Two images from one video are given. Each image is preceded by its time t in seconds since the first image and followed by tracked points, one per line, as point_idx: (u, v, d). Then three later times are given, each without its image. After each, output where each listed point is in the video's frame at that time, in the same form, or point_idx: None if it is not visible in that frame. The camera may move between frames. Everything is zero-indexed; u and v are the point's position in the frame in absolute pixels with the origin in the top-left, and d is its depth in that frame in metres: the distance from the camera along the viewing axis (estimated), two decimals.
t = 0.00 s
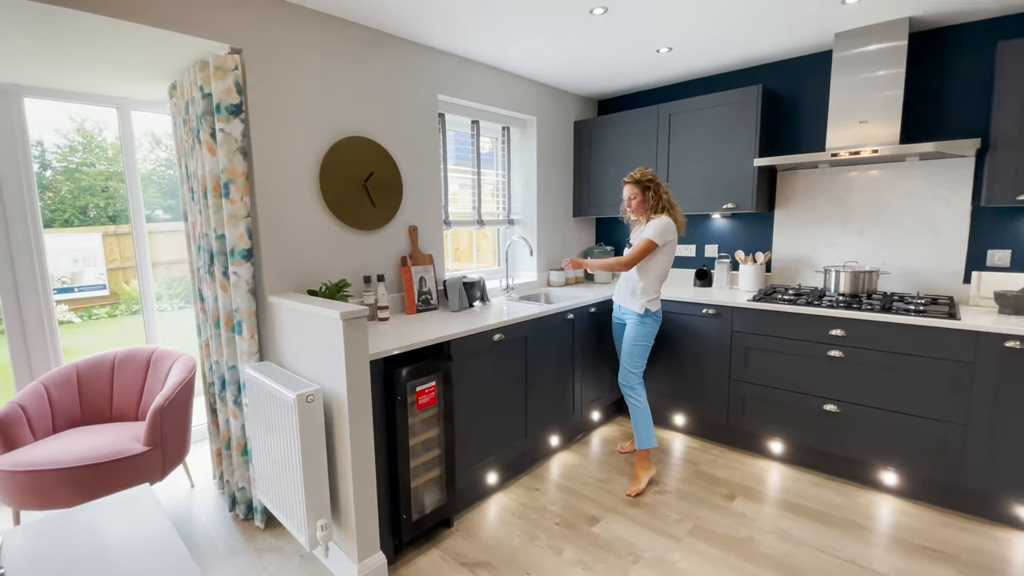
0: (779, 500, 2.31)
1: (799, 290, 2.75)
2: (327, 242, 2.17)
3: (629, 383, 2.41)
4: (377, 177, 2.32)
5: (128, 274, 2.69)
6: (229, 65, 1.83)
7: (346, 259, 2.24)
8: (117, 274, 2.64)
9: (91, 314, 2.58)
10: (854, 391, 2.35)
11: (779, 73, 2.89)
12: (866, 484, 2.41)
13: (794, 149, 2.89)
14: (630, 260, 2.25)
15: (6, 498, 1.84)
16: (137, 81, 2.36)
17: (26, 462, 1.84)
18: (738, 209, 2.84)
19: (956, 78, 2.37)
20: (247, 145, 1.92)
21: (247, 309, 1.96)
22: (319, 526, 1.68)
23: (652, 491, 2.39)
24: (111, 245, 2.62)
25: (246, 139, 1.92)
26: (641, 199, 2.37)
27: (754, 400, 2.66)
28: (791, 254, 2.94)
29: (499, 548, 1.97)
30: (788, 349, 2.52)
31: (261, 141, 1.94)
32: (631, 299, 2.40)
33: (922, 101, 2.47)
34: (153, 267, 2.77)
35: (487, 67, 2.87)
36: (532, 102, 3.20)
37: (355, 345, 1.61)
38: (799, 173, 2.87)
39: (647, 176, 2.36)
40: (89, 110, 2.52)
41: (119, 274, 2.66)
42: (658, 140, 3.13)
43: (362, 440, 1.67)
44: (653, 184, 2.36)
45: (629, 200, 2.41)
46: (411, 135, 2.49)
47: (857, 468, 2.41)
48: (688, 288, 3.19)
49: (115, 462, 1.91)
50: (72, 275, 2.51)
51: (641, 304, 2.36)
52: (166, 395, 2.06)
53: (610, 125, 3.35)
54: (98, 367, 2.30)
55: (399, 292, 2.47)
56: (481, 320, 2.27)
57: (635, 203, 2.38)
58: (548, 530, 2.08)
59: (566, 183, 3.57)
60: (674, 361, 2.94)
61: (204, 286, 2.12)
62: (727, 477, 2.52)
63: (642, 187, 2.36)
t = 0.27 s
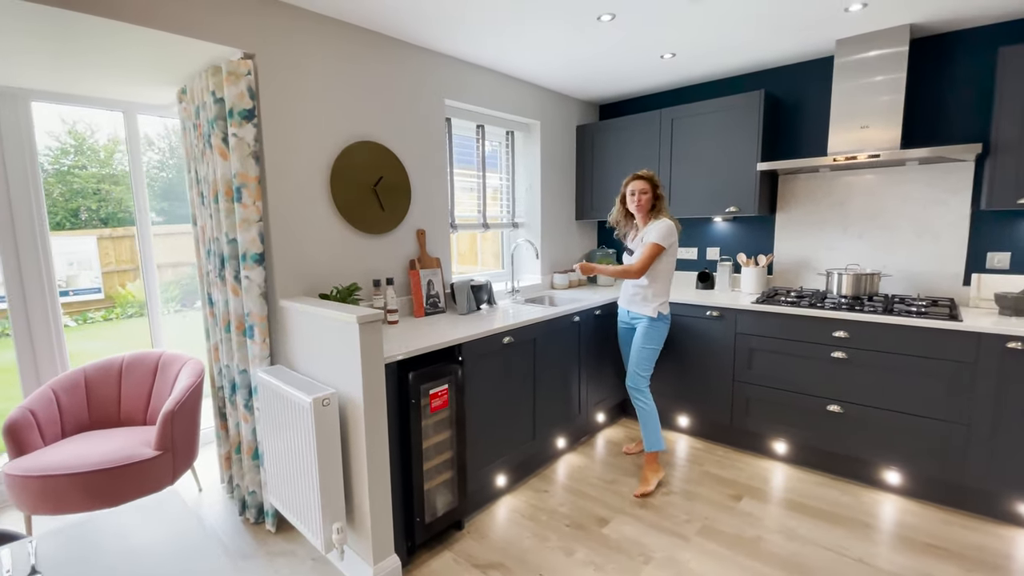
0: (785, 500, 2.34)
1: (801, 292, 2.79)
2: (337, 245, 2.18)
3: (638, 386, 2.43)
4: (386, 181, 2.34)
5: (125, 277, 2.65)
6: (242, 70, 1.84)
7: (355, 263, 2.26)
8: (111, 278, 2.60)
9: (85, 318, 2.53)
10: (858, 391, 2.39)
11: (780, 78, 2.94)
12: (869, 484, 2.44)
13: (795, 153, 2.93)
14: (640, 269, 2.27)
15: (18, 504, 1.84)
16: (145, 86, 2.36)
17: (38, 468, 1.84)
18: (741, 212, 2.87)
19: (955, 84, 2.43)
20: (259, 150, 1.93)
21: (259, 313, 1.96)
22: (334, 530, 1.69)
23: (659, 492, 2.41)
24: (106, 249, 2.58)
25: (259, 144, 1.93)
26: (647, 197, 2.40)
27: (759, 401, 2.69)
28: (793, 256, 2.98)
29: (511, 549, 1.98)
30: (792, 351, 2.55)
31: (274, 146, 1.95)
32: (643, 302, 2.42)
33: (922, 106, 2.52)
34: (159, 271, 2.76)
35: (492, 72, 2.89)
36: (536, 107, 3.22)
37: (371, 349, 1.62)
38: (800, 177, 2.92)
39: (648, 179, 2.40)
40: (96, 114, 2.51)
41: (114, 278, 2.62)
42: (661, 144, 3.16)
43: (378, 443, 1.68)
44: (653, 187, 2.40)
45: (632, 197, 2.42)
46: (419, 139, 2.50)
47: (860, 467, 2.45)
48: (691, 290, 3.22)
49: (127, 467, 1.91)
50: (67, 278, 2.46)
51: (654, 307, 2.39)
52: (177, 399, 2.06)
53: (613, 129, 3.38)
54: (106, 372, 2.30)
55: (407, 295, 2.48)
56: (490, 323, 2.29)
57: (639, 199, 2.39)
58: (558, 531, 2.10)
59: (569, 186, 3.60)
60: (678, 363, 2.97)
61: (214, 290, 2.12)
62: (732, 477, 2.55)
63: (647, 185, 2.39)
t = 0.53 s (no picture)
0: (791, 497, 2.37)
1: (803, 292, 2.83)
2: (348, 247, 2.19)
3: (654, 395, 2.38)
4: (396, 183, 2.35)
5: (121, 279, 2.61)
6: (255, 73, 1.85)
7: (366, 265, 2.27)
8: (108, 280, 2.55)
9: (82, 321, 2.50)
10: (861, 390, 2.42)
11: (782, 82, 2.98)
12: (872, 481, 2.48)
13: (797, 155, 2.97)
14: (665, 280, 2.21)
15: (30, 506, 1.84)
16: (155, 88, 2.36)
17: (50, 470, 1.84)
18: (744, 214, 2.91)
19: (955, 88, 2.47)
20: (272, 152, 1.94)
21: (272, 314, 1.97)
22: (350, 530, 1.70)
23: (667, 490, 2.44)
24: (103, 251, 2.53)
25: (272, 146, 1.94)
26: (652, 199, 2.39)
27: (763, 400, 2.73)
28: (795, 257, 3.02)
29: (523, 548, 2.00)
30: (796, 350, 2.59)
31: (287, 148, 1.96)
32: (654, 308, 2.40)
33: (922, 109, 2.57)
34: (165, 273, 2.75)
35: (498, 74, 2.92)
36: (541, 109, 3.24)
37: (387, 349, 1.64)
38: (801, 179, 2.96)
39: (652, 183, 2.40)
40: (104, 116, 2.51)
41: (109, 279, 2.57)
42: (664, 146, 3.19)
43: (393, 443, 1.69)
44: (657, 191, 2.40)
45: (636, 199, 2.40)
46: (427, 142, 2.52)
47: (863, 465, 2.49)
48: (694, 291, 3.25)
49: (139, 468, 1.91)
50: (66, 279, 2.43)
51: (665, 313, 2.38)
52: (188, 401, 2.06)
53: (617, 131, 3.41)
54: (115, 373, 2.30)
55: (416, 296, 2.49)
56: (500, 324, 2.31)
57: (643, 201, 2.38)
58: (569, 530, 2.12)
59: (572, 188, 3.62)
60: (683, 363, 3.00)
61: (225, 291, 2.12)
62: (738, 475, 2.58)
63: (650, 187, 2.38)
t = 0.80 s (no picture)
0: (794, 492, 2.41)
1: (805, 290, 2.86)
2: (357, 246, 2.20)
3: (658, 408, 2.27)
4: (403, 183, 2.37)
5: (118, 280, 2.56)
6: (266, 73, 1.86)
7: (374, 264, 2.28)
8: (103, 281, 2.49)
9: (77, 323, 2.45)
10: (863, 386, 2.46)
11: (783, 82, 3.02)
12: (874, 475, 2.52)
13: (798, 155, 3.01)
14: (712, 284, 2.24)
15: (41, 505, 1.84)
16: (162, 88, 2.36)
17: (61, 469, 1.84)
18: (746, 213, 2.95)
19: (953, 89, 2.52)
20: (282, 152, 1.96)
21: (282, 313, 1.98)
22: (363, 526, 1.72)
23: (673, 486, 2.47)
24: (99, 252, 2.49)
25: (282, 146, 1.95)
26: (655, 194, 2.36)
27: (765, 396, 2.76)
28: (796, 255, 3.06)
29: (532, 543, 2.02)
30: (798, 347, 2.62)
31: (296, 148, 1.97)
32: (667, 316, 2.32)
33: (921, 109, 2.61)
34: (171, 273, 2.75)
35: (503, 74, 2.93)
36: (544, 109, 3.27)
37: (400, 347, 1.65)
38: (802, 179, 3.00)
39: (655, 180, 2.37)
40: (110, 116, 2.51)
41: (105, 280, 2.52)
42: (667, 146, 3.23)
43: (406, 440, 1.71)
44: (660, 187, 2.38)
45: (639, 193, 2.35)
46: (433, 141, 2.54)
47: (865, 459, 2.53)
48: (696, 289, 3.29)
49: (150, 467, 1.92)
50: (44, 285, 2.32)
51: (681, 322, 2.30)
52: (197, 399, 2.07)
53: (619, 131, 3.43)
54: (122, 373, 2.30)
55: (423, 295, 2.51)
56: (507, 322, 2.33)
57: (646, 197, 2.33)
58: (577, 525, 2.14)
59: (575, 187, 3.65)
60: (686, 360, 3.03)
61: (234, 290, 2.13)
62: (742, 471, 2.61)
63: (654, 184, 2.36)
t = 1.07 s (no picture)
0: (795, 485, 2.44)
1: (805, 286, 2.89)
2: (362, 244, 2.22)
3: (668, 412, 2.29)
4: (407, 181, 2.38)
5: (115, 279, 2.55)
6: (272, 71, 1.87)
7: (379, 261, 2.30)
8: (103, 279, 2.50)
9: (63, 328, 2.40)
10: (863, 381, 2.49)
11: (783, 81, 3.04)
12: (873, 469, 2.56)
13: (797, 153, 3.04)
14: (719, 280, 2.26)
15: (49, 502, 1.85)
16: (166, 87, 2.37)
17: (69, 466, 1.85)
18: (746, 210, 2.97)
19: (951, 87, 2.55)
20: (288, 150, 1.96)
21: (289, 310, 1.99)
22: (372, 520, 1.74)
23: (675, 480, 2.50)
24: (96, 251, 2.48)
25: (288, 144, 1.96)
26: (656, 187, 2.34)
27: (765, 392, 2.79)
28: (795, 252, 3.09)
29: (537, 537, 2.05)
30: (799, 343, 2.65)
31: (302, 146, 1.98)
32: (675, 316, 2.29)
33: (920, 107, 2.64)
34: (174, 271, 2.75)
35: (505, 73, 2.95)
36: (546, 107, 3.28)
37: (408, 343, 1.67)
38: (802, 176, 3.03)
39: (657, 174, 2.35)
40: (113, 114, 2.51)
41: (103, 279, 2.52)
42: (667, 144, 3.24)
43: (414, 435, 1.73)
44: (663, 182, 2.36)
45: (639, 188, 2.33)
46: (437, 139, 2.55)
47: (864, 454, 2.56)
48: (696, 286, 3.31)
49: (157, 464, 1.93)
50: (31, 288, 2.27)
51: (689, 325, 2.29)
52: (204, 397, 2.08)
53: (620, 129, 3.45)
54: (128, 371, 2.30)
55: (427, 293, 2.52)
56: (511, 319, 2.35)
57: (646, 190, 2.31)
58: (581, 520, 2.16)
59: (576, 185, 3.66)
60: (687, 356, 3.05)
61: (240, 288, 2.14)
62: (743, 465, 2.64)
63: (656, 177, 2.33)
